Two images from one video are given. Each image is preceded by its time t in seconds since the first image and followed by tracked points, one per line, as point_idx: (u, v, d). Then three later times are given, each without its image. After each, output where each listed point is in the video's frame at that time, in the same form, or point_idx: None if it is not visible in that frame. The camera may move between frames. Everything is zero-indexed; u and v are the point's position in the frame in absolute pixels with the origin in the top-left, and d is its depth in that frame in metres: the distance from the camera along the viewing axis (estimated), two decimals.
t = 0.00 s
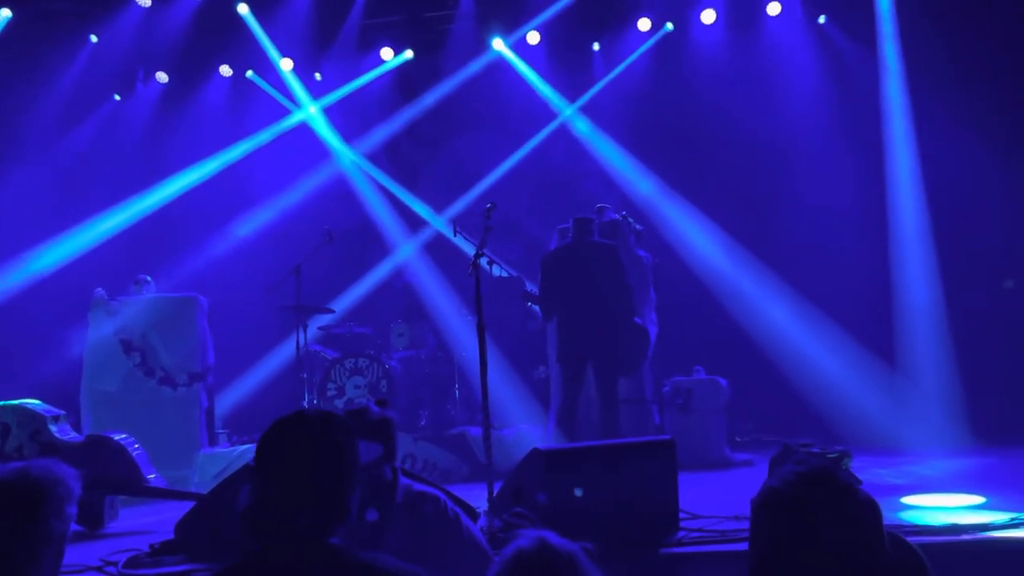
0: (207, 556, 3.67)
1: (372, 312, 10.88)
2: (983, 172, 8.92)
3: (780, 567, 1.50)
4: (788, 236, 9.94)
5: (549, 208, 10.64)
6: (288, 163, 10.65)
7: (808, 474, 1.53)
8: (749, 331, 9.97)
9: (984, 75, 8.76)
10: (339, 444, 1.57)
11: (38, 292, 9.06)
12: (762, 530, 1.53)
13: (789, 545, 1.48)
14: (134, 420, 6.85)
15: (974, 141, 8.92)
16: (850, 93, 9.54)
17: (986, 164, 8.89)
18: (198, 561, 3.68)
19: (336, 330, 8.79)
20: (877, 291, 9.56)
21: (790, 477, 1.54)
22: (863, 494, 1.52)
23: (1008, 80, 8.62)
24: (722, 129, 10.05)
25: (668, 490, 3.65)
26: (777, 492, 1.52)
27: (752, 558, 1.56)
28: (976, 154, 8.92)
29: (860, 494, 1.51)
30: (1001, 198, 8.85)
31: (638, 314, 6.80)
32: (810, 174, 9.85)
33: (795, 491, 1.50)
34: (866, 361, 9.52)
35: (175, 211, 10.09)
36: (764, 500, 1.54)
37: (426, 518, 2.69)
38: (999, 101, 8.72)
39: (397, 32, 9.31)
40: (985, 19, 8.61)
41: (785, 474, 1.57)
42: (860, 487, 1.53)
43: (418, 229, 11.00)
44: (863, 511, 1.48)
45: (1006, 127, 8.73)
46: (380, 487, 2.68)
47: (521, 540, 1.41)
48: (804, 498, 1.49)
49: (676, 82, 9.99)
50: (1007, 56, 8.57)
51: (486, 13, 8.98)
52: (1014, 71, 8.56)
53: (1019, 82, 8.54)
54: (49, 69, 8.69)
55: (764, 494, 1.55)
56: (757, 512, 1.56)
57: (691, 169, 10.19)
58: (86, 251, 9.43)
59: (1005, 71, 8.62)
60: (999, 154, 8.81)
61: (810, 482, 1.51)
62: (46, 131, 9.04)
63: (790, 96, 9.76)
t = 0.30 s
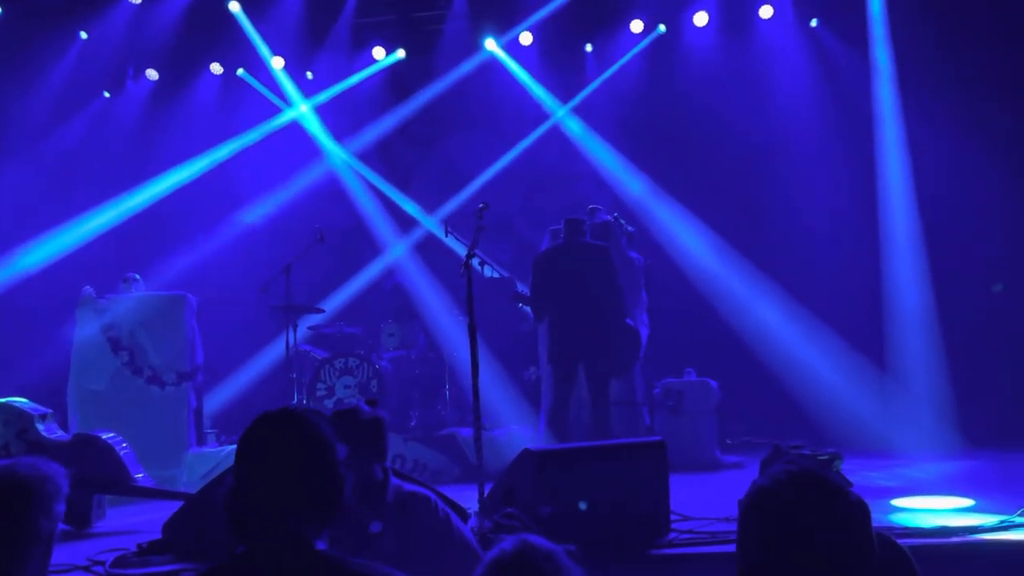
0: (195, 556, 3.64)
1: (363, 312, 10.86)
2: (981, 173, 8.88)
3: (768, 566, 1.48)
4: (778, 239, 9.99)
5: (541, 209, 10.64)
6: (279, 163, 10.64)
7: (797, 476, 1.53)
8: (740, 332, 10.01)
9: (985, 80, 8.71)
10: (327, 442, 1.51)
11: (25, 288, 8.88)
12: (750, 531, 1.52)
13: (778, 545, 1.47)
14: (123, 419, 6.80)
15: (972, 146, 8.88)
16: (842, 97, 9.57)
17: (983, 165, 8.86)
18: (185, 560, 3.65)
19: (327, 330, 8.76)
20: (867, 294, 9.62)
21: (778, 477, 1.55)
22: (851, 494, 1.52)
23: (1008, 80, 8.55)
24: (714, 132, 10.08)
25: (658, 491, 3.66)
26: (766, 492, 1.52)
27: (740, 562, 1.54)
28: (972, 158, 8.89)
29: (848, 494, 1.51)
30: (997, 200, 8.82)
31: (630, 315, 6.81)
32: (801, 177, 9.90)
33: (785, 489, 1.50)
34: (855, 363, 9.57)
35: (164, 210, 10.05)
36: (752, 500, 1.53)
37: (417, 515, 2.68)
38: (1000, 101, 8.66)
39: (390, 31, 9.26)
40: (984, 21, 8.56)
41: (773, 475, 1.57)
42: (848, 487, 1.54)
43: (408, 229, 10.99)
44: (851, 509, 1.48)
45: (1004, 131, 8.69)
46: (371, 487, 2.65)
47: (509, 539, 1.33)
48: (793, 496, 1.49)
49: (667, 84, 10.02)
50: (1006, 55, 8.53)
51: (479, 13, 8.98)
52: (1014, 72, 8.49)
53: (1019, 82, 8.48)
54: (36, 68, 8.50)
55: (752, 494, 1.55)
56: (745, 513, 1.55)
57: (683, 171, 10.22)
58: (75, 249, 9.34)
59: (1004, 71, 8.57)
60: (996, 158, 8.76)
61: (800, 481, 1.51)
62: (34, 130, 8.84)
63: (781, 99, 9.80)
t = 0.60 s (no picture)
0: (186, 556, 3.64)
1: (356, 313, 10.84)
2: (976, 179, 9.00)
3: (764, 568, 1.49)
4: (771, 242, 10.04)
5: (534, 211, 10.68)
6: (272, 162, 10.62)
7: (796, 479, 1.53)
8: (732, 335, 10.05)
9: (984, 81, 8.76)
10: (319, 442, 1.51)
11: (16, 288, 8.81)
12: (744, 533, 1.53)
13: (774, 547, 1.48)
14: (113, 419, 6.77)
15: (965, 151, 9.00)
16: (835, 102, 9.61)
17: (977, 171, 8.97)
18: (176, 561, 3.65)
19: (319, 331, 8.75)
20: (858, 298, 9.67)
21: (775, 480, 1.55)
22: (846, 496, 1.53)
23: (1007, 80, 8.62)
24: (708, 136, 10.11)
25: (652, 493, 3.67)
26: (764, 495, 1.52)
27: (736, 563, 1.56)
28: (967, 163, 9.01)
29: (844, 497, 1.52)
30: (993, 206, 8.95)
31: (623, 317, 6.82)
32: (794, 182, 9.96)
33: (784, 491, 1.51)
34: (847, 367, 9.61)
35: (158, 209, 10.02)
36: (750, 503, 1.53)
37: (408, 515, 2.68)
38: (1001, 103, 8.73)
39: (384, 33, 9.24)
40: (982, 22, 8.58)
41: (770, 477, 1.58)
42: (842, 487, 1.55)
43: (403, 229, 11.02)
44: (844, 509, 1.50)
45: (1004, 136, 8.78)
46: (364, 487, 2.64)
47: (496, 544, 1.32)
48: (790, 500, 1.49)
49: (661, 88, 10.01)
50: (1007, 55, 8.56)
51: (474, 15, 8.98)
52: (1014, 72, 8.56)
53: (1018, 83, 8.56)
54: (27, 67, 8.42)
55: (748, 496, 1.56)
56: (741, 515, 1.55)
57: (677, 174, 10.25)
58: (68, 247, 9.30)
59: (1004, 71, 8.62)
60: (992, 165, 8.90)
61: (799, 484, 1.51)
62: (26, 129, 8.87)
63: (775, 104, 9.83)
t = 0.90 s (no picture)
0: (179, 559, 3.63)
1: (351, 317, 10.76)
2: (971, 182, 8.93)
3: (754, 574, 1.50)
4: (766, 247, 10.06)
5: (530, 214, 10.66)
6: (269, 165, 10.62)
7: (788, 487, 1.54)
8: (727, 340, 10.06)
9: (979, 83, 8.68)
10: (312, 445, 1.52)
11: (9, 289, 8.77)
12: (735, 541, 1.53)
13: (765, 556, 1.48)
14: (107, 421, 6.74)
15: (962, 154, 8.93)
16: (830, 109, 9.66)
17: (973, 174, 8.90)
18: (168, 564, 3.64)
19: (315, 334, 8.75)
20: (854, 304, 9.71)
21: (767, 488, 1.56)
22: (838, 503, 1.53)
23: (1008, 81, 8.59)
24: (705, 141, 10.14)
25: (646, 498, 3.65)
26: (755, 503, 1.53)
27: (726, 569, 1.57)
28: (964, 166, 8.94)
29: (835, 503, 1.53)
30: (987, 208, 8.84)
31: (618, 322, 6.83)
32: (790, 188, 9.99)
33: (776, 500, 1.51)
34: (841, 372, 9.65)
35: (153, 210, 9.95)
36: (742, 510, 1.54)
37: (401, 522, 2.66)
38: (1000, 104, 8.58)
39: (382, 35, 9.27)
40: (983, 22, 8.48)
41: (762, 486, 1.58)
42: (832, 493, 1.56)
43: (399, 232, 10.97)
44: (835, 517, 1.50)
45: (1002, 139, 8.63)
46: (356, 489, 2.67)
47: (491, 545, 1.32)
48: (782, 509, 1.50)
49: (658, 93, 10.04)
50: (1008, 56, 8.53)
51: (471, 18, 9.00)
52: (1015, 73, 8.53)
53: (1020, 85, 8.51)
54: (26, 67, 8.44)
55: (740, 505, 1.56)
56: (732, 522, 1.56)
57: (673, 179, 10.26)
58: (64, 248, 9.13)
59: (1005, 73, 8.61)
60: (989, 169, 8.78)
61: (791, 494, 1.52)
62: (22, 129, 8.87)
63: (772, 111, 9.87)
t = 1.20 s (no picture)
0: (170, 562, 3.60)
1: (343, 318, 10.76)
2: (971, 182, 9.09)
3: None
4: (761, 252, 10.09)
5: (527, 217, 10.62)
6: (264, 166, 10.54)
7: (785, 490, 1.53)
8: (722, 345, 10.06)
9: (979, 83, 8.87)
10: (305, 446, 1.50)
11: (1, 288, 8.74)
12: (734, 545, 1.53)
13: (763, 560, 1.48)
14: (99, 421, 6.72)
15: (960, 153, 9.10)
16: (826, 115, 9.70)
17: (973, 174, 9.06)
18: (159, 565, 3.62)
19: (309, 335, 8.73)
20: (849, 310, 9.75)
21: (766, 491, 1.55)
22: (835, 506, 1.54)
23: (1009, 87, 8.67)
24: (702, 146, 10.12)
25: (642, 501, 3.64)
26: (754, 506, 1.52)
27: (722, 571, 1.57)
28: (963, 166, 9.10)
29: (832, 506, 1.53)
30: (986, 210, 9.00)
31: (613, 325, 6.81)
32: (786, 192, 10.00)
33: (774, 503, 1.51)
34: (835, 377, 9.69)
35: (147, 211, 9.91)
36: (740, 512, 1.53)
37: (396, 521, 2.67)
38: (1000, 104, 8.80)
39: (380, 36, 9.29)
40: (981, 22, 8.68)
41: (759, 488, 1.58)
42: (831, 497, 1.56)
43: (394, 234, 10.92)
44: (833, 521, 1.49)
45: (1002, 139, 8.85)
46: (349, 492, 2.66)
47: (485, 549, 1.31)
48: (780, 511, 1.49)
49: (656, 97, 10.04)
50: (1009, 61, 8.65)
51: (468, 19, 9.00)
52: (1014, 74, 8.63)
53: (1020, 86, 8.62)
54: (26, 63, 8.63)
55: (738, 507, 1.56)
56: (730, 525, 1.55)
57: (670, 183, 10.24)
58: (51, 250, 9.18)
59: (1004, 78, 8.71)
60: (992, 169, 8.94)
61: (789, 496, 1.51)
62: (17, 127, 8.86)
63: (770, 116, 9.87)
